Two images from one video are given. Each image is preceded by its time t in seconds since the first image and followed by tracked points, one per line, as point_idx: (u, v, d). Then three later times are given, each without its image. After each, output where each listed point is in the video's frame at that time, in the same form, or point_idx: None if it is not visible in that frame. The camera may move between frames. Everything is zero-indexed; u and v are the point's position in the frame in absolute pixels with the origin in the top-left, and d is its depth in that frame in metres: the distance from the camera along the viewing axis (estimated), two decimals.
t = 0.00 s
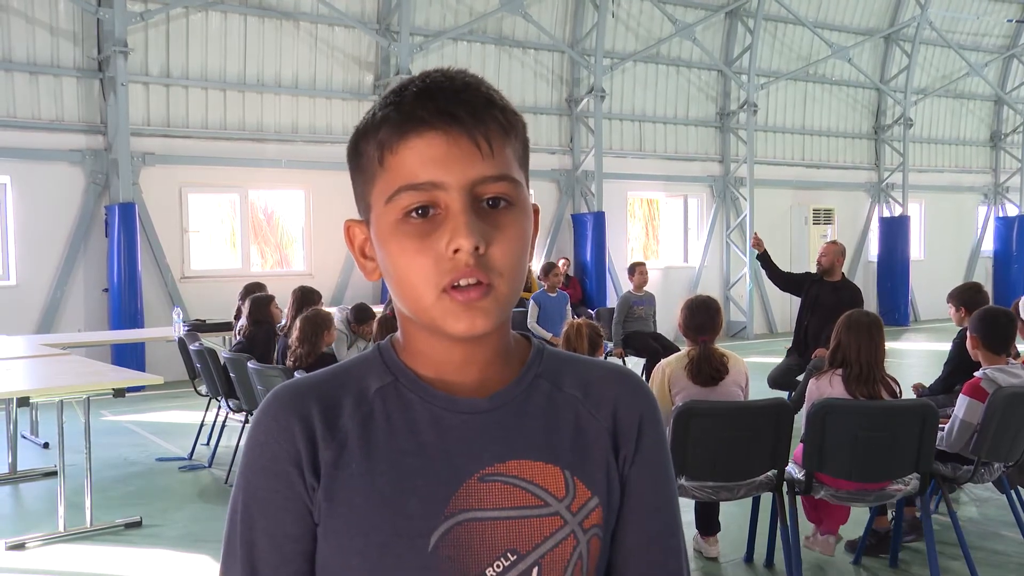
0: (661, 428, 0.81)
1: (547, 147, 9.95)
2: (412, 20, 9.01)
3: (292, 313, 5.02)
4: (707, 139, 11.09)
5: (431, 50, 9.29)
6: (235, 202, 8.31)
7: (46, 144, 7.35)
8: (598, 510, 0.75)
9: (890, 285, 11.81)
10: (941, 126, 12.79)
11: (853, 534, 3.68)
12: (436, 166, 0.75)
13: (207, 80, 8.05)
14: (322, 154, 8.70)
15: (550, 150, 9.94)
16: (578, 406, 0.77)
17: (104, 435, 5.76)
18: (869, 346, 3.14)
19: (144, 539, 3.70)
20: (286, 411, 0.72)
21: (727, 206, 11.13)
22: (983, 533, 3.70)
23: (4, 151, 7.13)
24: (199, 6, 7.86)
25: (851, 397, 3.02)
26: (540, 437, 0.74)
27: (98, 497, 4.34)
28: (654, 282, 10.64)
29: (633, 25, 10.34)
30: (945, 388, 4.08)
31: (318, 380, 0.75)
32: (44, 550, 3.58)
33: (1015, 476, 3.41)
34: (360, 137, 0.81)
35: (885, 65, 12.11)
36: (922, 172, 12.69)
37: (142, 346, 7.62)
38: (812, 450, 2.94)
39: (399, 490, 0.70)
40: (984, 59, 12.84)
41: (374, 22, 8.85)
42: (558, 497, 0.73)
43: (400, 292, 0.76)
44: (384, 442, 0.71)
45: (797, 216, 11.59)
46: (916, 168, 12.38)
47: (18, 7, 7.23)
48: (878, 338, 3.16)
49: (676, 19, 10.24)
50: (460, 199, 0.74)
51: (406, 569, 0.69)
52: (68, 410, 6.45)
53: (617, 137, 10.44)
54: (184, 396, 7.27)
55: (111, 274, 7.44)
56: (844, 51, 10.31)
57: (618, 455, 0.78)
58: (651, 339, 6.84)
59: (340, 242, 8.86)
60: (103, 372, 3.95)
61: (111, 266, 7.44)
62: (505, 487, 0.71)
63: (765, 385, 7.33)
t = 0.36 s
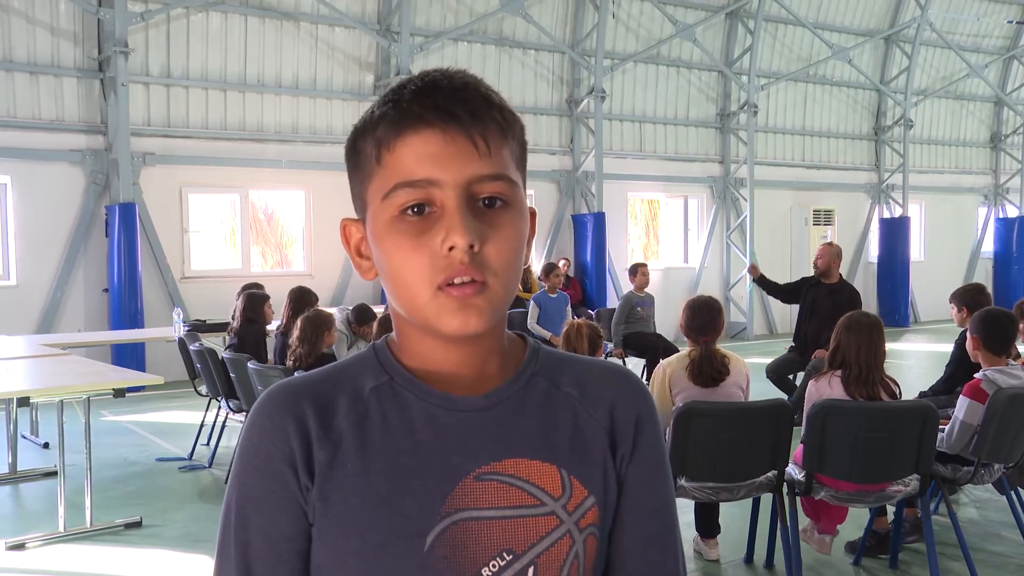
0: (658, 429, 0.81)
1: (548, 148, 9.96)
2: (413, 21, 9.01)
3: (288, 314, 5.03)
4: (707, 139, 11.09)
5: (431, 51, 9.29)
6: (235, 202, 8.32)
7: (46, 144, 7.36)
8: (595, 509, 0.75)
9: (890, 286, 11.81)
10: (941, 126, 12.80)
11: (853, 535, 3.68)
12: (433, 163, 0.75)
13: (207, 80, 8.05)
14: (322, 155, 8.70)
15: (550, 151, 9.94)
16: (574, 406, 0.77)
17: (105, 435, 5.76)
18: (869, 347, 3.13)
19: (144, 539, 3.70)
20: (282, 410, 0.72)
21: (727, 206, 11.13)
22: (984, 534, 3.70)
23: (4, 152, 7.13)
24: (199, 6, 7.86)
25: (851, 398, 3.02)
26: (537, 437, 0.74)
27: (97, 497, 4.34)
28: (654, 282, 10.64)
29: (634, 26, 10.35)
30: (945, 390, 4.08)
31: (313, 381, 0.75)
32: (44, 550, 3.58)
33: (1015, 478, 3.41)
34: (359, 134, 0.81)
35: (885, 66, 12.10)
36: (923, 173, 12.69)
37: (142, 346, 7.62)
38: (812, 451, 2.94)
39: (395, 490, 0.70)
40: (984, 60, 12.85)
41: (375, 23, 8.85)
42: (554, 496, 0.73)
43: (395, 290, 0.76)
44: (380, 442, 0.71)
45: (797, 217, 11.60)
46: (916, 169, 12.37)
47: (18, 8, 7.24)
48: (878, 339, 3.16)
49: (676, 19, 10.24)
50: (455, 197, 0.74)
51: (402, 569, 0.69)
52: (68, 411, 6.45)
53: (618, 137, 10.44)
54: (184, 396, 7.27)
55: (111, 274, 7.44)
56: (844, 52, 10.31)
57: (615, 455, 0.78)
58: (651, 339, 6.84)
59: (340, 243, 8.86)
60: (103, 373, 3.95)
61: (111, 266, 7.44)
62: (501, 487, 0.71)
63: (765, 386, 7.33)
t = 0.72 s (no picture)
0: (652, 427, 0.81)
1: (548, 148, 9.95)
2: (413, 21, 9.01)
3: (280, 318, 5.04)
4: (708, 140, 11.09)
5: (431, 51, 9.29)
6: (236, 202, 8.32)
7: (46, 144, 7.35)
8: (589, 510, 0.75)
9: (890, 286, 11.80)
10: (942, 127, 12.79)
11: (853, 536, 3.68)
12: (424, 161, 0.75)
13: (208, 80, 8.05)
14: (323, 155, 8.70)
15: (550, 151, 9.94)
16: (568, 405, 0.77)
17: (105, 435, 5.77)
18: (869, 347, 3.13)
19: (143, 539, 3.70)
20: (275, 414, 0.72)
21: (728, 206, 11.12)
22: (984, 534, 3.70)
23: (4, 151, 7.13)
24: (200, 6, 7.86)
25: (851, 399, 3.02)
26: (532, 438, 0.74)
27: (98, 497, 4.34)
28: (655, 282, 10.64)
29: (634, 26, 10.35)
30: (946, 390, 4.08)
31: (307, 384, 0.74)
32: (44, 549, 3.58)
33: (1016, 478, 3.41)
34: (347, 135, 0.81)
35: (886, 67, 12.09)
36: (923, 173, 12.69)
37: (143, 346, 7.63)
38: (813, 452, 2.94)
39: (389, 492, 0.70)
40: (984, 60, 12.85)
41: (375, 23, 8.85)
42: (548, 497, 0.73)
43: (388, 290, 0.76)
44: (374, 443, 0.71)
45: (798, 217, 11.60)
46: (916, 169, 12.36)
47: (19, 7, 7.23)
48: (878, 340, 3.16)
49: (677, 19, 10.24)
50: (447, 194, 0.74)
51: (398, 571, 0.69)
52: (68, 411, 6.45)
53: (618, 137, 10.44)
54: (184, 396, 7.27)
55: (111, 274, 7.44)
56: (844, 53, 10.30)
57: (609, 455, 0.78)
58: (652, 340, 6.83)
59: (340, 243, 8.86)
60: (104, 372, 3.95)
61: (111, 266, 7.45)
62: (496, 488, 0.71)
63: (765, 386, 7.34)
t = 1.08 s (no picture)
0: (646, 427, 0.81)
1: (548, 147, 9.95)
2: (413, 21, 9.01)
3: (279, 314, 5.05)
4: (708, 140, 11.09)
5: (431, 51, 9.29)
6: (236, 202, 8.32)
7: (46, 144, 7.35)
8: (584, 511, 0.75)
9: (890, 286, 11.80)
10: (942, 126, 12.79)
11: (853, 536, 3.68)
12: (423, 148, 0.75)
13: (208, 80, 8.06)
14: (323, 155, 8.70)
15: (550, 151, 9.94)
16: (560, 405, 0.77)
17: (105, 435, 5.77)
18: (869, 347, 3.13)
19: (143, 539, 3.70)
20: (265, 416, 0.72)
21: (728, 206, 11.13)
22: (984, 534, 3.70)
23: (4, 151, 7.13)
24: (200, 6, 7.86)
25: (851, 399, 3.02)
26: (523, 439, 0.74)
27: (97, 497, 4.34)
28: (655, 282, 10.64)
29: (634, 26, 10.35)
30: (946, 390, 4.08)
31: (299, 384, 0.75)
32: (44, 549, 3.58)
33: (1016, 478, 3.40)
34: (346, 129, 0.81)
35: (886, 66, 12.09)
36: (923, 173, 12.69)
37: (143, 346, 7.63)
38: (812, 452, 2.94)
39: (382, 496, 0.70)
40: (984, 60, 12.85)
41: (375, 23, 8.85)
42: (542, 498, 0.73)
43: (380, 280, 0.75)
44: (366, 445, 0.71)
45: (797, 217, 11.59)
46: (916, 169, 12.35)
47: (19, 7, 7.24)
48: (878, 340, 3.16)
49: (677, 19, 10.23)
50: (443, 180, 0.74)
51: (391, 573, 0.69)
52: (68, 411, 6.45)
53: (618, 137, 10.44)
54: (184, 396, 7.27)
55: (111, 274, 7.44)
56: (844, 53, 10.29)
57: (603, 455, 0.77)
58: (653, 340, 6.84)
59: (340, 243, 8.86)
60: (104, 373, 3.95)
61: (111, 266, 7.45)
62: (488, 490, 0.71)
63: (765, 386, 7.33)
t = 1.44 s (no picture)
0: (647, 426, 0.81)
1: (548, 147, 9.95)
2: (413, 20, 9.01)
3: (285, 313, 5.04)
4: (708, 139, 11.10)
5: (431, 50, 9.29)
6: (236, 202, 8.32)
7: (45, 144, 7.35)
8: (586, 510, 0.74)
9: (891, 285, 11.79)
10: (941, 126, 12.79)
11: (853, 535, 3.68)
12: (425, 145, 0.75)
13: (208, 80, 8.06)
14: (324, 155, 8.71)
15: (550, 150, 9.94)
16: (563, 405, 0.76)
17: (105, 435, 5.77)
18: (868, 347, 3.13)
19: (143, 539, 3.70)
20: (267, 416, 0.72)
21: (728, 206, 11.13)
22: (985, 534, 3.69)
23: (4, 152, 7.13)
24: (200, 6, 7.86)
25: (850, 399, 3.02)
26: (525, 437, 0.74)
27: (97, 497, 4.34)
28: (655, 282, 10.64)
29: (634, 25, 10.35)
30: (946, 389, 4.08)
31: (300, 383, 0.74)
32: (43, 549, 3.58)
33: (1015, 477, 3.40)
34: (349, 128, 0.81)
35: (886, 65, 12.09)
36: (923, 172, 12.69)
37: (143, 346, 7.63)
38: (813, 451, 2.94)
39: (383, 495, 0.69)
40: (984, 60, 12.86)
41: (375, 23, 8.85)
42: (544, 497, 0.73)
43: (382, 278, 0.75)
44: (367, 444, 0.71)
45: (797, 217, 11.60)
46: (916, 168, 12.35)
47: (19, 7, 7.23)
48: (877, 340, 3.15)
49: (677, 19, 10.23)
50: (445, 177, 0.74)
51: (391, 573, 0.69)
52: (68, 411, 6.44)
53: (618, 137, 10.44)
54: (184, 396, 7.27)
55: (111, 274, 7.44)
56: (844, 52, 10.29)
57: (605, 453, 0.77)
58: (652, 339, 6.85)
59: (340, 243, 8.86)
60: (104, 372, 3.95)
61: (111, 266, 7.45)
62: (490, 489, 0.71)
63: (765, 386, 7.33)
